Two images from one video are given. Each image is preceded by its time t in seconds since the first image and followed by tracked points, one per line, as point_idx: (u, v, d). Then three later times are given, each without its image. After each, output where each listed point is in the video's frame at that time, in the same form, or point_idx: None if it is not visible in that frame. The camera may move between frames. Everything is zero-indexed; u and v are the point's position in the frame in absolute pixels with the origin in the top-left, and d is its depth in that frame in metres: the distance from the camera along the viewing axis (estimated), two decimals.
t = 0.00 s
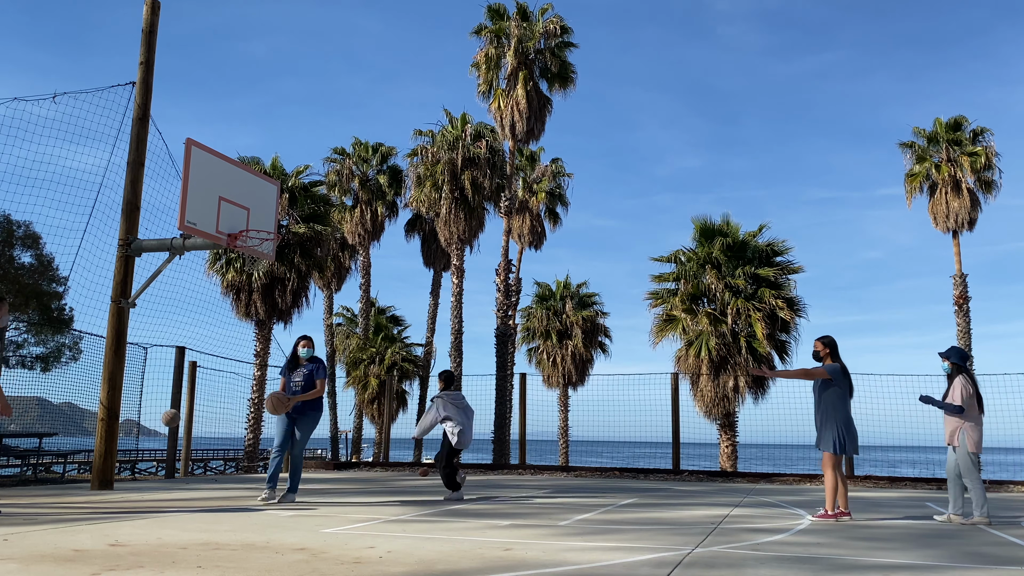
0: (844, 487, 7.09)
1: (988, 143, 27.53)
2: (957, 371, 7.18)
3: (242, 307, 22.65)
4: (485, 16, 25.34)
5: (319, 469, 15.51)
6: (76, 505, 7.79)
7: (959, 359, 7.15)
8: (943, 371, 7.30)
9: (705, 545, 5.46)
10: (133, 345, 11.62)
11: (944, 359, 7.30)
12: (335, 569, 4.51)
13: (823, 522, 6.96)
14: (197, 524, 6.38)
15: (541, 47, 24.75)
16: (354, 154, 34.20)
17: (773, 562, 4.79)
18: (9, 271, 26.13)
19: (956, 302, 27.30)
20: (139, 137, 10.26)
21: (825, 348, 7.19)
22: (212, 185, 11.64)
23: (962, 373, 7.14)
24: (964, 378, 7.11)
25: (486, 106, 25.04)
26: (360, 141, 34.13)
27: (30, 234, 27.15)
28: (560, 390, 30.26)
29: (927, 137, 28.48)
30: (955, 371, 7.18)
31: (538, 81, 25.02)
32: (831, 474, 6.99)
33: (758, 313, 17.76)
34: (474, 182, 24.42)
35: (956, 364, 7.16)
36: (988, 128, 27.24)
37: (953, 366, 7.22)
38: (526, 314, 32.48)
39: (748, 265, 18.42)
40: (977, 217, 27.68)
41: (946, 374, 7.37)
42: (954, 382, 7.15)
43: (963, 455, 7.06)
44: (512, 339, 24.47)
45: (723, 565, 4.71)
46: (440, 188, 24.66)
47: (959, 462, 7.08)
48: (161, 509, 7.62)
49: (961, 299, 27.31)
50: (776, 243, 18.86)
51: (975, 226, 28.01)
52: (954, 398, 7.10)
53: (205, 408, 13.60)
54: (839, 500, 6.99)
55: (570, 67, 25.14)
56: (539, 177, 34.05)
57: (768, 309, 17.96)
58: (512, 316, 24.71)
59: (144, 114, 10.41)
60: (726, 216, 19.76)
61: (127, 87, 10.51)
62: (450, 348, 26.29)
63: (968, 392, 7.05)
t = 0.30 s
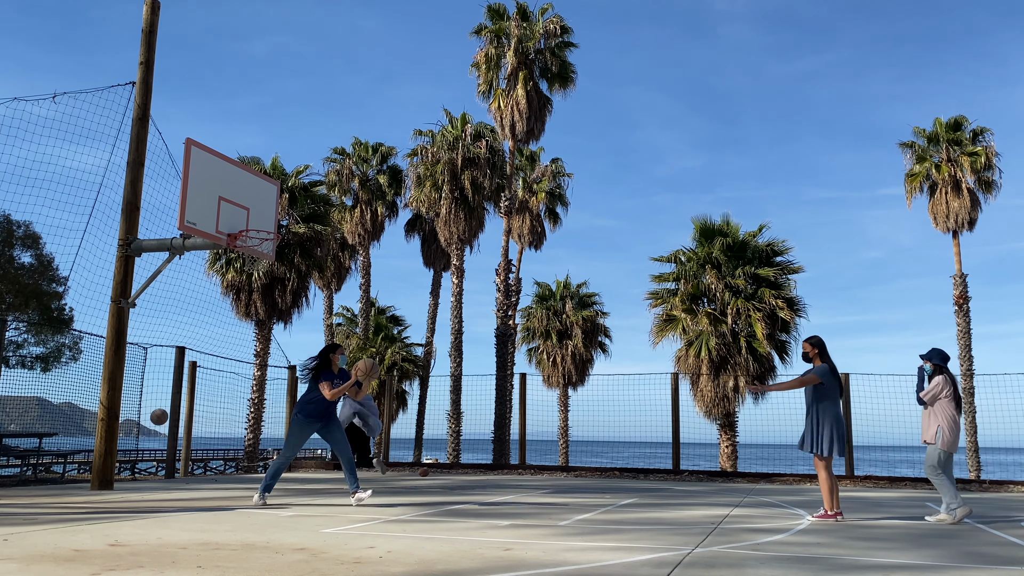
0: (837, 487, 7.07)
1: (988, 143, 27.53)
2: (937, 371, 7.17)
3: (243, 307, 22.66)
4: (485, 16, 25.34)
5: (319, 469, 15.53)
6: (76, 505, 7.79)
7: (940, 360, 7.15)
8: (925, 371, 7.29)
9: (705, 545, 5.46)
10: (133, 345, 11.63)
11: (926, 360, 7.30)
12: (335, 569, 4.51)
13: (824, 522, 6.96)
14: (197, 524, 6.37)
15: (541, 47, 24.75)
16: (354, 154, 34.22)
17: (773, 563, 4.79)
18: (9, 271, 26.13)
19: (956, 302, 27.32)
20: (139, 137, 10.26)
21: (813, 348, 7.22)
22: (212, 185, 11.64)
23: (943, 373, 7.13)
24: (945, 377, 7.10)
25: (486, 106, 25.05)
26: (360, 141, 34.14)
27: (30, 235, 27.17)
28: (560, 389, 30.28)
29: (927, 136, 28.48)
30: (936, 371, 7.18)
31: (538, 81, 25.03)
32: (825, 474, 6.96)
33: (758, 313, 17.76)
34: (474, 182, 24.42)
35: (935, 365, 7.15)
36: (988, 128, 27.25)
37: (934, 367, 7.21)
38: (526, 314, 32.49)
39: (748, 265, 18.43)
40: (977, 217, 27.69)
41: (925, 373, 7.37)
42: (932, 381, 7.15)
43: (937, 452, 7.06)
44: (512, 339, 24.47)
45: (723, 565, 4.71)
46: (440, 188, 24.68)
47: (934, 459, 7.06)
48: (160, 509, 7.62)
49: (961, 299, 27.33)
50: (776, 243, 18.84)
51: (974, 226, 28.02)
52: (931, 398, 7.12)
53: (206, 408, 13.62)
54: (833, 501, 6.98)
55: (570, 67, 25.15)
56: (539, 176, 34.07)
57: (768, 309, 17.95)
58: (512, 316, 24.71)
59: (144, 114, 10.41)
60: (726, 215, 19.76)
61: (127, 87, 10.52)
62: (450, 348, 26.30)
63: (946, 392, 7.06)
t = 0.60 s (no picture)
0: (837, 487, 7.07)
1: (989, 143, 27.53)
2: (931, 371, 7.15)
3: (243, 307, 22.65)
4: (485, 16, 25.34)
5: (318, 469, 15.52)
6: (76, 505, 7.79)
7: (934, 359, 7.12)
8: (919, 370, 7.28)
9: (704, 545, 5.46)
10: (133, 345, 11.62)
11: (920, 359, 7.28)
12: (335, 569, 4.51)
13: (824, 521, 6.96)
14: (197, 524, 6.38)
15: (541, 47, 24.74)
16: (354, 154, 34.21)
17: (773, 562, 4.79)
18: (9, 271, 26.12)
19: (956, 302, 27.32)
20: (139, 137, 10.25)
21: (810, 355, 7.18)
22: (212, 184, 11.64)
23: (937, 374, 7.10)
24: (940, 377, 7.08)
25: (486, 106, 25.04)
26: (360, 141, 34.13)
27: (30, 235, 27.16)
28: (560, 389, 30.27)
29: (927, 137, 28.48)
30: (930, 371, 7.15)
31: (538, 81, 25.02)
32: (822, 475, 6.99)
33: (758, 313, 17.76)
34: (474, 182, 24.42)
35: (929, 365, 7.13)
36: (988, 128, 27.26)
37: (927, 367, 7.19)
38: (526, 314, 32.48)
39: (748, 265, 18.44)
40: (977, 217, 27.67)
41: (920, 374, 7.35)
42: (927, 383, 7.13)
43: (937, 453, 7.02)
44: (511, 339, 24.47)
45: (723, 565, 4.71)
46: (440, 188, 24.68)
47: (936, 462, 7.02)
48: (160, 509, 7.63)
49: (961, 299, 27.32)
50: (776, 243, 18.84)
51: (975, 226, 28.00)
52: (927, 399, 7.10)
53: (205, 408, 13.62)
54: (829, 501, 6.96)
55: (570, 67, 25.14)
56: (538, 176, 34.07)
57: (768, 309, 17.95)
58: (511, 316, 24.71)
59: (144, 114, 10.41)
60: (726, 215, 19.75)
61: (127, 87, 10.52)
62: (450, 348, 26.30)
63: (942, 393, 7.04)
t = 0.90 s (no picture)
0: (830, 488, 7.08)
1: (989, 143, 27.54)
2: (930, 371, 7.16)
3: (243, 307, 22.65)
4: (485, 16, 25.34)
5: (319, 470, 15.52)
6: (76, 505, 7.79)
7: (932, 359, 7.14)
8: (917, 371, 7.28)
9: (704, 545, 5.46)
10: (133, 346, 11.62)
11: (919, 360, 7.29)
12: (335, 569, 4.51)
13: (825, 521, 6.96)
14: (197, 524, 6.38)
15: (541, 47, 24.75)
16: (354, 154, 34.21)
17: (773, 562, 4.79)
18: (9, 271, 26.12)
19: (956, 302, 27.32)
20: (139, 137, 10.26)
21: (810, 350, 7.18)
22: (212, 184, 11.64)
23: (936, 374, 7.11)
24: (938, 378, 7.08)
25: (486, 107, 25.04)
26: (360, 141, 34.13)
27: (30, 234, 27.16)
28: (560, 390, 30.26)
29: (927, 137, 28.49)
30: (929, 371, 7.16)
31: (538, 81, 25.02)
32: (816, 474, 6.97)
33: (758, 313, 17.75)
34: (474, 182, 24.43)
35: (928, 365, 7.13)
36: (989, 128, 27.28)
37: (926, 367, 7.20)
38: (526, 314, 32.49)
39: (748, 265, 18.44)
40: (977, 217, 27.67)
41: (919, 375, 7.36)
42: (926, 383, 7.14)
43: (936, 453, 7.01)
44: (512, 339, 24.47)
45: (723, 565, 4.71)
46: (440, 188, 24.68)
47: (936, 462, 7.01)
48: (160, 509, 7.63)
49: (961, 299, 27.32)
50: (777, 243, 18.83)
51: (975, 226, 28.00)
52: (926, 399, 7.10)
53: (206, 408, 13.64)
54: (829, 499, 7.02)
55: (570, 67, 25.15)
56: (539, 176, 34.08)
57: (768, 309, 17.95)
58: (512, 316, 24.71)
59: (144, 114, 10.41)
60: (726, 215, 19.76)
61: (127, 87, 10.52)
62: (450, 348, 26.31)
63: (942, 393, 7.04)
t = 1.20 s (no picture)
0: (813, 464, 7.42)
1: (988, 143, 27.55)
2: (930, 370, 7.18)
3: (242, 307, 22.66)
4: (485, 16, 25.35)
5: (319, 470, 15.52)
6: (76, 506, 7.79)
7: (933, 359, 7.15)
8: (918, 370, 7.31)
9: (704, 545, 5.46)
10: (133, 346, 11.62)
11: (920, 359, 7.31)
12: (335, 569, 4.51)
13: (826, 521, 6.96)
14: (198, 524, 6.37)
15: (541, 47, 24.74)
16: (354, 154, 34.21)
17: (773, 562, 4.79)
18: (9, 271, 26.13)
19: (956, 302, 27.33)
20: (139, 137, 10.26)
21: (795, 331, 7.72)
22: (212, 184, 11.65)
23: (936, 374, 7.13)
24: (938, 377, 7.09)
25: (486, 106, 25.04)
26: (360, 141, 34.14)
27: (30, 235, 27.17)
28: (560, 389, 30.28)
29: (927, 137, 28.49)
30: (929, 371, 7.18)
31: (538, 81, 25.02)
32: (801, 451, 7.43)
33: (758, 313, 17.74)
34: (474, 182, 24.44)
35: (928, 364, 7.15)
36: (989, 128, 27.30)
37: (927, 366, 7.22)
38: (526, 314, 32.49)
39: (748, 265, 18.45)
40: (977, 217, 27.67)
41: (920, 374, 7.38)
42: (926, 383, 7.16)
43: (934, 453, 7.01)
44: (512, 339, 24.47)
45: (723, 565, 4.71)
46: (440, 188, 24.68)
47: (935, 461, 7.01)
48: (160, 509, 7.63)
49: (961, 299, 27.33)
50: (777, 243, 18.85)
51: (975, 226, 28.00)
52: (926, 398, 7.11)
53: (205, 408, 13.64)
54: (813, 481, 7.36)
55: (570, 67, 25.15)
56: (539, 176, 34.09)
57: (768, 309, 17.96)
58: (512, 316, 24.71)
59: (144, 114, 10.41)
60: (726, 215, 19.77)
61: (127, 87, 10.52)
62: (450, 348, 26.31)
63: (942, 392, 7.04)
